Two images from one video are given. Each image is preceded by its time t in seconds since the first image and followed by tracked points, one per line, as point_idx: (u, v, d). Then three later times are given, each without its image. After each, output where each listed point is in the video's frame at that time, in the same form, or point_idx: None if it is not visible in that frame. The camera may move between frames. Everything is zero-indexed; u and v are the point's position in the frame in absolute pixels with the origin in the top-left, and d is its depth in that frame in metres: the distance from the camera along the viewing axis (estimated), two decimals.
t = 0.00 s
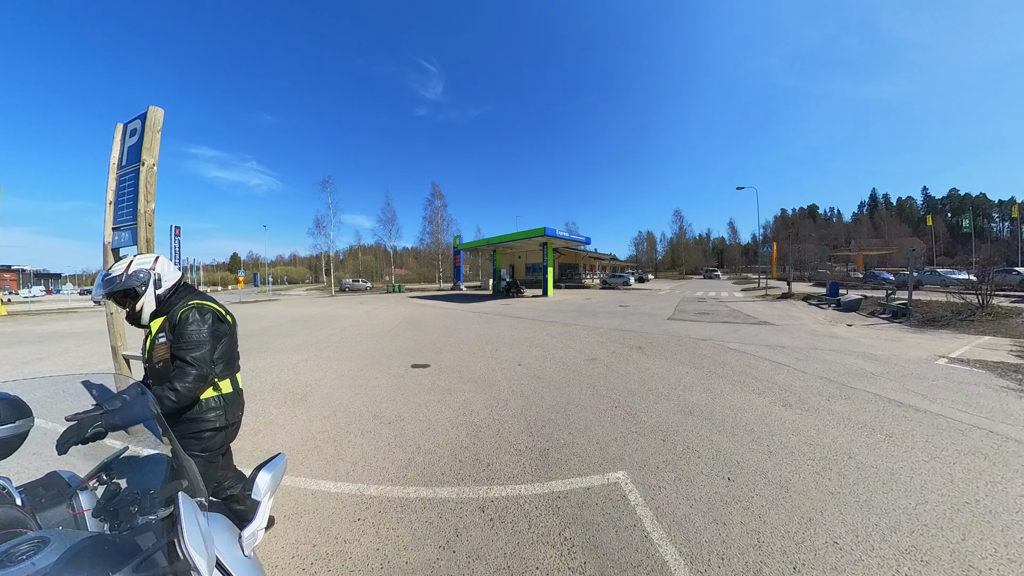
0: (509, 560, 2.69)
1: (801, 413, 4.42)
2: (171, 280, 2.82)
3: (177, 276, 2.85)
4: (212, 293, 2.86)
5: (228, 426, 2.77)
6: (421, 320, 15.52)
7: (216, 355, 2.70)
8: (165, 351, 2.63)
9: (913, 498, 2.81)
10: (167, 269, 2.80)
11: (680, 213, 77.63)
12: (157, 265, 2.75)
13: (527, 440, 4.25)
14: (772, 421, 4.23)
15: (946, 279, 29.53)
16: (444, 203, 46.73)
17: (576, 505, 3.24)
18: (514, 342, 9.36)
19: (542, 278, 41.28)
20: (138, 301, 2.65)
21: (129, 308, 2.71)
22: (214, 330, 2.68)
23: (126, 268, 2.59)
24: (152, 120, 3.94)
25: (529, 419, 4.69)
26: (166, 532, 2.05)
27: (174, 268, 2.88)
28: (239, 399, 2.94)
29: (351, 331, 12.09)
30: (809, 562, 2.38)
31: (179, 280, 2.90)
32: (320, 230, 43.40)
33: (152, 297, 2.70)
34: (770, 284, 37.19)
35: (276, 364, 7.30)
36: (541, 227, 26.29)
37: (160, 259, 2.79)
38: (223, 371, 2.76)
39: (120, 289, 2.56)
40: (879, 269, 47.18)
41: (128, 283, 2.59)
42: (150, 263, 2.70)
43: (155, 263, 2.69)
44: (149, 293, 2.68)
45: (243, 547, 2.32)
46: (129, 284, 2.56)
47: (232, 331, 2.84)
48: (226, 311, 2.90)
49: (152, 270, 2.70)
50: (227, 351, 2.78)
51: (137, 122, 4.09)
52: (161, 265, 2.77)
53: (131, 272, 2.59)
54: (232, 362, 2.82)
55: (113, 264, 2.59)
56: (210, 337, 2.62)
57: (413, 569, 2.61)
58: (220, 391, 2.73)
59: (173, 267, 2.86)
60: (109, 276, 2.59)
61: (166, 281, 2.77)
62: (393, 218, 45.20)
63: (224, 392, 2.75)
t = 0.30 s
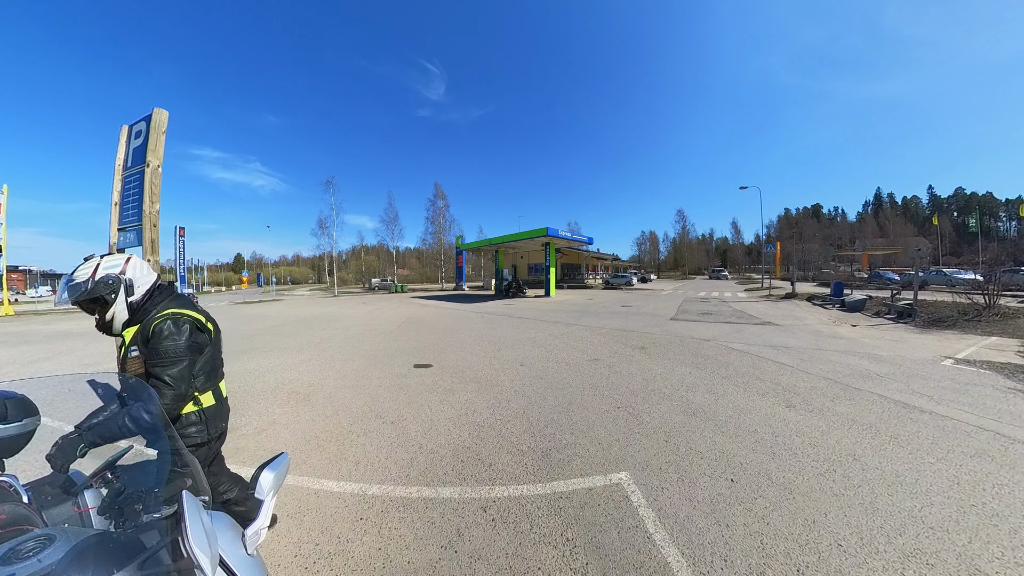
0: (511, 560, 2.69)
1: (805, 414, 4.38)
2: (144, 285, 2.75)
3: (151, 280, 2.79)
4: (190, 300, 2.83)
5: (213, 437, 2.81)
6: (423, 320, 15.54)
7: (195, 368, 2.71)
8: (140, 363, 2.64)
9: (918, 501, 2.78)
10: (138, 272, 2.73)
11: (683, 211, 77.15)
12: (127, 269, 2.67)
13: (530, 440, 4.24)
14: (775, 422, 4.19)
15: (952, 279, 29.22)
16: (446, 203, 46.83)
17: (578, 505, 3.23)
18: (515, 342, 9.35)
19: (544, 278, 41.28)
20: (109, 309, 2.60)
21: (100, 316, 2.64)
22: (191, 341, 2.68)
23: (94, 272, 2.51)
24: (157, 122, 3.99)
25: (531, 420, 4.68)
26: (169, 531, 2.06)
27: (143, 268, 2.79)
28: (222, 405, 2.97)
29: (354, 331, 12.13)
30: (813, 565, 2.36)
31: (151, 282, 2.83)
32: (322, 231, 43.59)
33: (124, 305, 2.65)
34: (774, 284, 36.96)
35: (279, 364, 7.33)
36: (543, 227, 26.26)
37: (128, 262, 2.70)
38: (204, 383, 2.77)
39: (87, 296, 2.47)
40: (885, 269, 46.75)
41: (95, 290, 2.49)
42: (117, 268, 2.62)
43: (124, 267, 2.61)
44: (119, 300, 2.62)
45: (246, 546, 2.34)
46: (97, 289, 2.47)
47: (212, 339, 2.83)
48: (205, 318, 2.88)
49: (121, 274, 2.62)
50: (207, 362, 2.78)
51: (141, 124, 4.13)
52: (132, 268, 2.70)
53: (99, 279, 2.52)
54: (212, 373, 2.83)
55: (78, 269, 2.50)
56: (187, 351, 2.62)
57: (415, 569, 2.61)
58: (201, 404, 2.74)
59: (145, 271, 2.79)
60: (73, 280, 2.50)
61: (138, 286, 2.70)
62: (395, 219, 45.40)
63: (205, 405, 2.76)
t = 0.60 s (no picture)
0: (514, 560, 2.69)
1: (811, 416, 4.33)
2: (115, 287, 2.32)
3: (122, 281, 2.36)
4: (165, 301, 2.42)
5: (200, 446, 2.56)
6: (426, 319, 15.60)
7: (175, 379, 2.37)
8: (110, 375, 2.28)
9: (926, 504, 2.73)
10: (106, 272, 2.31)
11: (685, 213, 77.33)
12: (92, 270, 2.25)
13: (534, 440, 4.24)
14: (781, 423, 4.15)
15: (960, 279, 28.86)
16: (449, 203, 47.01)
17: (581, 506, 3.23)
18: (518, 342, 9.36)
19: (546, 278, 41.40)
20: (74, 317, 2.23)
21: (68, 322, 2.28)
22: (168, 352, 2.32)
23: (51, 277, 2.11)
24: (162, 123, 4.02)
25: (534, 420, 4.68)
26: (176, 528, 2.10)
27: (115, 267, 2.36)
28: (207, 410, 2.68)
29: (358, 330, 12.22)
30: (818, 568, 2.33)
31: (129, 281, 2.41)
32: (326, 231, 44.03)
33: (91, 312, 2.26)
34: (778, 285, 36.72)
35: (283, 363, 7.39)
36: (546, 227, 26.28)
37: (96, 261, 2.29)
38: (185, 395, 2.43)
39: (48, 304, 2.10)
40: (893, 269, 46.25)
41: (55, 296, 2.13)
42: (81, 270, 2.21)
43: (85, 269, 2.19)
44: (85, 308, 2.23)
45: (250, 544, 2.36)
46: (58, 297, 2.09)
47: (194, 346, 2.48)
48: (184, 323, 2.50)
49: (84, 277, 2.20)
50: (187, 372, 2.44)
51: (148, 126, 4.16)
52: (97, 269, 2.27)
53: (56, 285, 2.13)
54: (196, 382, 2.50)
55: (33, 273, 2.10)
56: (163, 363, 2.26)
57: (417, 568, 2.62)
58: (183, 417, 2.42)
59: (115, 271, 2.37)
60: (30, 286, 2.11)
61: (105, 289, 2.28)
62: (398, 219, 45.67)
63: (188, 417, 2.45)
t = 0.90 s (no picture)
0: (526, 558, 2.69)
1: (843, 423, 4.08)
2: (118, 290, 2.44)
3: (125, 283, 2.49)
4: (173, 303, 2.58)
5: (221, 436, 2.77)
6: (445, 316, 15.79)
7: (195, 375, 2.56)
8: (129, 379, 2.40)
9: (967, 523, 2.53)
10: (107, 276, 2.43)
11: (708, 210, 75.42)
12: (93, 274, 2.36)
13: (549, 439, 4.21)
14: (808, 430, 3.94)
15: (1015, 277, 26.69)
16: (464, 202, 47.35)
17: (594, 507, 3.18)
18: (535, 340, 9.32)
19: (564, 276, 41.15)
20: (83, 323, 2.37)
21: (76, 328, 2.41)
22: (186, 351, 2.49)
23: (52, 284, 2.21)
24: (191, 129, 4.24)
25: (548, 419, 4.64)
26: (204, 511, 2.22)
27: (112, 268, 2.48)
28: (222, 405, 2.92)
29: (377, 327, 12.51)
30: None
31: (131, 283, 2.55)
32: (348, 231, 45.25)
33: (97, 316, 2.39)
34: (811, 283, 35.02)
35: (306, 358, 7.66)
36: (563, 225, 26.00)
37: (94, 265, 2.39)
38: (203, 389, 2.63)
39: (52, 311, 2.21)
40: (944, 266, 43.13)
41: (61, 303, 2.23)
42: (82, 275, 2.32)
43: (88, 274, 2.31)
44: (93, 313, 2.37)
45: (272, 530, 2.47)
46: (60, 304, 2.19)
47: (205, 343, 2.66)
48: (192, 320, 2.66)
49: (85, 282, 2.32)
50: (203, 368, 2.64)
51: (177, 132, 4.40)
52: (99, 273, 2.39)
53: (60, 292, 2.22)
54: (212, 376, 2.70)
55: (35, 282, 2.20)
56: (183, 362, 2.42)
57: (430, 561, 2.68)
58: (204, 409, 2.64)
59: (118, 273, 2.49)
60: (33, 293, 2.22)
61: (108, 293, 2.41)
62: (417, 218, 46.39)
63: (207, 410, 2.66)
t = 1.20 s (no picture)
0: (538, 557, 2.68)
1: (876, 433, 3.83)
2: (134, 294, 2.61)
3: (139, 287, 2.65)
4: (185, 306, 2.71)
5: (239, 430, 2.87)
6: (462, 313, 15.92)
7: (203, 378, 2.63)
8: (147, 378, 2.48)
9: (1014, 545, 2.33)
10: (122, 281, 2.58)
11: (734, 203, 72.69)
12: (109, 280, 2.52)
13: (565, 438, 4.18)
14: (838, 438, 3.73)
15: None
16: (480, 200, 47.53)
17: (609, 509, 3.13)
18: (552, 338, 9.25)
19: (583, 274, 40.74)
20: (104, 327, 2.57)
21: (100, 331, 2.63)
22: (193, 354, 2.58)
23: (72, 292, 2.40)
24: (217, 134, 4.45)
25: (563, 418, 4.60)
26: (229, 497, 2.31)
27: (128, 272, 2.62)
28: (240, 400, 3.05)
29: (396, 324, 12.78)
30: None
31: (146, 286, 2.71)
32: (369, 230, 46.33)
33: (118, 320, 2.59)
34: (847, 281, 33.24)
35: (328, 353, 7.91)
36: (581, 222, 25.66)
37: (109, 271, 2.54)
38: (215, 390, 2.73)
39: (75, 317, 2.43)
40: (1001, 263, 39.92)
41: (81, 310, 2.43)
42: (98, 282, 2.49)
43: (100, 282, 2.46)
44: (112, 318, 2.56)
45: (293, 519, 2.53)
46: (81, 311, 2.39)
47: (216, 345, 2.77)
48: (206, 322, 2.81)
49: (101, 288, 2.48)
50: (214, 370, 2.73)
51: (204, 137, 4.62)
52: (113, 278, 2.54)
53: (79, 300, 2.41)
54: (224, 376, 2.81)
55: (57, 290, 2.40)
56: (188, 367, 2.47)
57: (442, 554, 2.72)
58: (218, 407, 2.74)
59: (132, 277, 2.64)
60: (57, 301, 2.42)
61: (123, 298, 2.57)
62: (435, 216, 46.94)
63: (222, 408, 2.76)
